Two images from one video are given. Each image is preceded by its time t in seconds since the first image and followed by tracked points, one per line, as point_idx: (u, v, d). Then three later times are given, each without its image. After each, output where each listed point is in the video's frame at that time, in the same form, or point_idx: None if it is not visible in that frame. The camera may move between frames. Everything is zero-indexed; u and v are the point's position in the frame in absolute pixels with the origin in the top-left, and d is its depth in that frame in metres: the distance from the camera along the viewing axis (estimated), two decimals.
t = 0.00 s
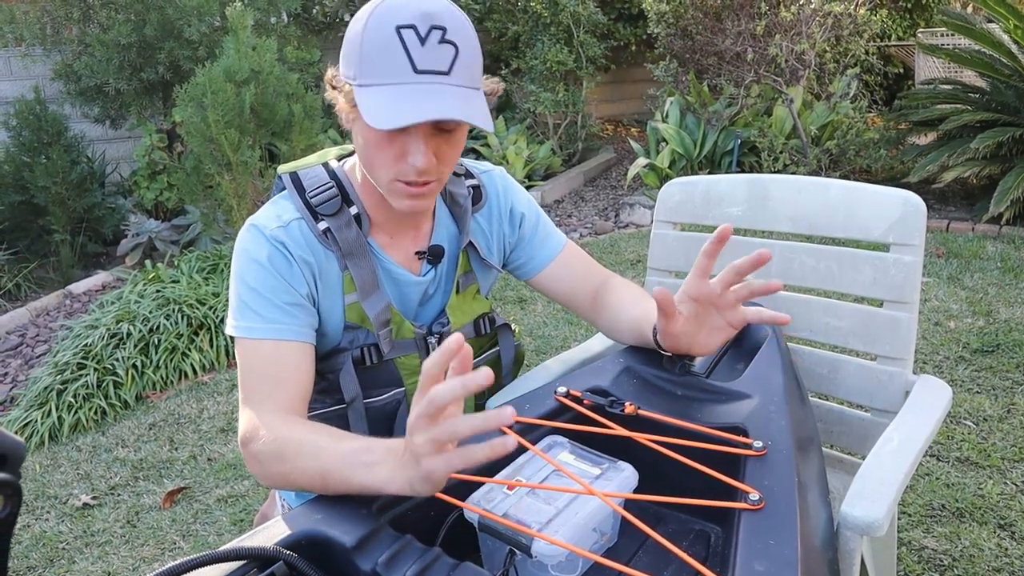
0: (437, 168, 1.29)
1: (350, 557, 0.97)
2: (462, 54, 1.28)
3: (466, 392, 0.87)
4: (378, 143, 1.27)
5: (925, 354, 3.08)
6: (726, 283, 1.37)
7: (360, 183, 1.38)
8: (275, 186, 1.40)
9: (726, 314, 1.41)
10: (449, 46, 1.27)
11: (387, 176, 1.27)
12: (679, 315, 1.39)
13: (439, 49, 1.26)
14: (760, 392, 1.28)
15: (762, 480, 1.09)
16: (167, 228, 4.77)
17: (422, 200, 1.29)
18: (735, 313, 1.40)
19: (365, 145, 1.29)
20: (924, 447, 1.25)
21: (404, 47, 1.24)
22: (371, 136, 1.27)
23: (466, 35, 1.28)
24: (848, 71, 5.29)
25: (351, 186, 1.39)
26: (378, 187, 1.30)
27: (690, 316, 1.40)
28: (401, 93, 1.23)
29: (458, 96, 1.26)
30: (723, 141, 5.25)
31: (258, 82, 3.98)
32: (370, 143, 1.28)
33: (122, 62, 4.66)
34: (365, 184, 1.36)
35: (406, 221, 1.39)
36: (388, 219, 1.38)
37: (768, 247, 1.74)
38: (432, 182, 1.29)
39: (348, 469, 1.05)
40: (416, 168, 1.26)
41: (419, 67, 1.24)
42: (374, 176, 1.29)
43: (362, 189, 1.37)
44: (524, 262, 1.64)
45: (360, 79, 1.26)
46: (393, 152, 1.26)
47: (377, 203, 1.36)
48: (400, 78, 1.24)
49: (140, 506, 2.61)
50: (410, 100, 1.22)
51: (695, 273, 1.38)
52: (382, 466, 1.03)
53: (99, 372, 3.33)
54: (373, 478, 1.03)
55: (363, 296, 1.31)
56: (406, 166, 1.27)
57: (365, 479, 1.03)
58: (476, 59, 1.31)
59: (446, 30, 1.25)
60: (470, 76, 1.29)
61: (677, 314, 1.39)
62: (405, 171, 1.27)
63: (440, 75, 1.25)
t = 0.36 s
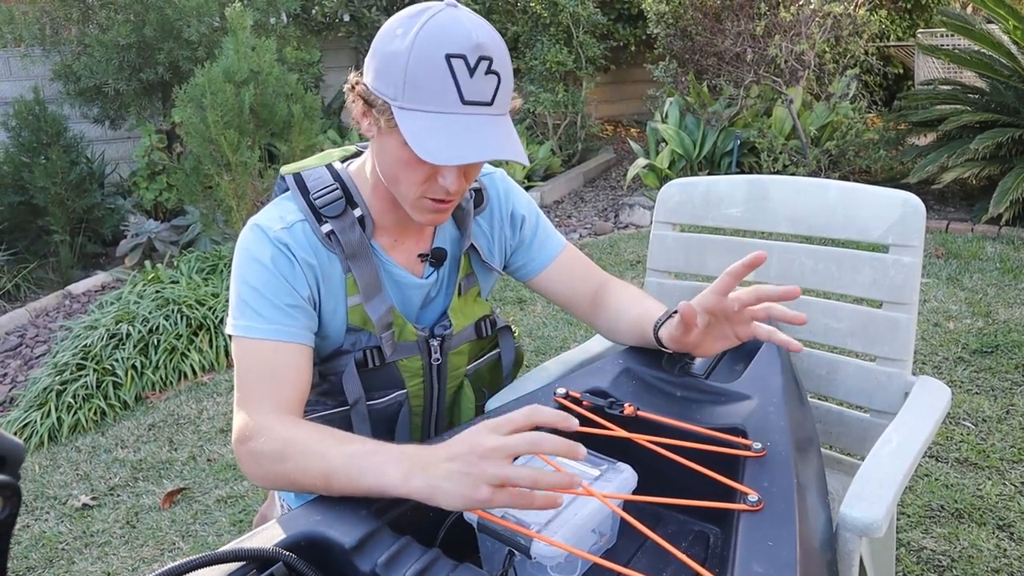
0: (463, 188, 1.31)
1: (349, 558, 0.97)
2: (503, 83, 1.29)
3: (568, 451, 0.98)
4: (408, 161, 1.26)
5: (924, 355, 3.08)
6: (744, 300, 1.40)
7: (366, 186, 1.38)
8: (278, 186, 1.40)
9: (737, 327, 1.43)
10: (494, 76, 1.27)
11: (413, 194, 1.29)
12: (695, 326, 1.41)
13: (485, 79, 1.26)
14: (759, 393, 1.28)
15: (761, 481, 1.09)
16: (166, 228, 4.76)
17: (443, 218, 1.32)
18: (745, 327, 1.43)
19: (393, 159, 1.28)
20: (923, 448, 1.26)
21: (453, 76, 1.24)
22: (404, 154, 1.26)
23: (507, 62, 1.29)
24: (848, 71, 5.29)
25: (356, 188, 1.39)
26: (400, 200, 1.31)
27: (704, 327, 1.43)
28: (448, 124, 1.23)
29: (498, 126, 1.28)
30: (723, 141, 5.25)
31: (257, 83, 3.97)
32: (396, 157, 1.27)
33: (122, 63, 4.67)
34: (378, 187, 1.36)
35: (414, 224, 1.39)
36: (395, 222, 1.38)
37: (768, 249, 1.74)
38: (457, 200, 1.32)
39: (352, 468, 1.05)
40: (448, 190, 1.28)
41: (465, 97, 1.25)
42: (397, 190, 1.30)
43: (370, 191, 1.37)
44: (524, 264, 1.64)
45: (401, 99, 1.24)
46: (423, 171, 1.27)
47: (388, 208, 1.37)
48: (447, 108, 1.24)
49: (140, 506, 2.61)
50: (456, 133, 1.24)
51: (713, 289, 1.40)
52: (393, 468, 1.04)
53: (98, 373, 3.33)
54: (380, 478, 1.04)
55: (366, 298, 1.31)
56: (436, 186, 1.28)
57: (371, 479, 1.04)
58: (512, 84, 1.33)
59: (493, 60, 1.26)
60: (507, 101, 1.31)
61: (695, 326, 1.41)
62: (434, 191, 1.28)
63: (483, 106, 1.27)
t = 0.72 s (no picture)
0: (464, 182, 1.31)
1: (349, 562, 0.97)
2: (500, 74, 1.30)
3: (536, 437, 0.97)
4: (409, 154, 1.27)
5: (925, 358, 3.08)
6: (743, 309, 1.40)
7: (370, 186, 1.38)
8: (281, 188, 1.40)
9: (735, 337, 1.43)
10: (490, 66, 1.28)
11: (414, 189, 1.29)
12: (693, 333, 1.41)
13: (482, 69, 1.27)
14: (760, 396, 1.28)
15: (762, 485, 1.09)
16: (168, 230, 4.77)
17: (444, 214, 1.31)
18: (745, 334, 1.42)
19: (394, 154, 1.28)
20: (923, 452, 1.25)
21: (450, 65, 1.25)
22: (404, 147, 1.27)
23: (503, 53, 1.30)
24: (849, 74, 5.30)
25: (359, 188, 1.39)
26: (401, 196, 1.31)
27: (702, 334, 1.42)
28: (446, 112, 1.24)
29: (497, 115, 1.29)
30: (724, 144, 5.24)
31: (259, 85, 3.97)
32: (397, 152, 1.28)
33: (123, 65, 4.68)
34: (380, 186, 1.36)
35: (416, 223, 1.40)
36: (398, 221, 1.38)
37: (769, 252, 1.74)
38: (459, 194, 1.31)
39: (351, 470, 1.05)
40: (448, 182, 1.28)
41: (461, 86, 1.26)
42: (398, 185, 1.30)
43: (373, 191, 1.38)
44: (525, 266, 1.64)
45: (399, 92, 1.24)
46: (423, 165, 1.27)
47: (391, 206, 1.37)
48: (445, 97, 1.25)
49: (140, 509, 2.61)
50: (455, 121, 1.24)
51: (711, 297, 1.40)
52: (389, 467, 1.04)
53: (99, 375, 3.33)
54: (378, 479, 1.04)
55: (369, 299, 1.30)
56: (436, 179, 1.28)
57: (371, 480, 1.04)
58: (509, 75, 1.33)
59: (489, 50, 1.27)
60: (505, 93, 1.32)
61: (693, 333, 1.41)
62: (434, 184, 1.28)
63: (481, 95, 1.27)
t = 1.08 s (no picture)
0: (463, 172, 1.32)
1: (349, 564, 0.97)
2: (492, 64, 1.31)
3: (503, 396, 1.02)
4: (407, 148, 1.28)
5: (926, 360, 3.08)
6: (738, 314, 1.40)
7: (371, 188, 1.38)
8: (282, 193, 1.40)
9: (734, 339, 1.43)
10: (481, 56, 1.29)
11: (413, 181, 1.29)
12: (691, 337, 1.41)
13: (473, 59, 1.28)
14: (760, 398, 1.29)
15: (762, 488, 1.09)
16: (169, 233, 4.78)
17: (444, 207, 1.31)
18: (742, 338, 1.43)
19: (393, 148, 1.29)
20: (923, 455, 1.25)
21: (441, 56, 1.26)
22: (402, 141, 1.27)
23: (494, 43, 1.31)
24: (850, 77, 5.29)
25: (360, 190, 1.39)
26: (400, 191, 1.31)
27: (700, 338, 1.43)
28: (440, 101, 1.25)
29: (490, 102, 1.29)
30: (725, 146, 5.24)
31: (260, 87, 3.96)
32: (395, 146, 1.29)
33: (125, 67, 4.69)
34: (380, 184, 1.37)
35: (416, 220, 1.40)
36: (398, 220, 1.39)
37: (769, 256, 1.74)
38: (458, 185, 1.32)
39: (350, 470, 1.06)
40: (447, 173, 1.29)
41: (454, 75, 1.27)
42: (397, 180, 1.31)
43: (373, 191, 1.38)
44: (525, 267, 1.64)
45: (394, 86, 1.26)
46: (421, 158, 1.28)
47: (391, 205, 1.38)
48: (438, 87, 1.25)
49: (141, 511, 2.61)
50: (449, 109, 1.24)
51: (708, 301, 1.40)
52: (387, 464, 1.04)
53: (100, 377, 3.33)
54: (377, 477, 1.04)
55: (371, 299, 1.30)
56: (435, 171, 1.29)
57: (370, 480, 1.04)
58: (501, 66, 1.34)
59: (480, 40, 1.28)
60: (497, 82, 1.33)
61: (691, 337, 1.42)
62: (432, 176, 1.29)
63: (474, 83, 1.28)
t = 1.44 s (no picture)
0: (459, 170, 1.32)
1: (349, 566, 0.97)
2: (487, 62, 1.32)
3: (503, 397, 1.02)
4: (403, 145, 1.28)
5: (926, 363, 3.08)
6: (738, 314, 1.39)
7: (370, 189, 1.38)
8: (283, 196, 1.40)
9: (733, 339, 1.44)
10: (476, 53, 1.30)
11: (409, 179, 1.29)
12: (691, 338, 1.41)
13: (467, 56, 1.29)
14: (760, 401, 1.28)
15: (761, 490, 1.09)
16: (170, 235, 4.79)
17: (442, 205, 1.31)
18: (743, 339, 1.43)
19: (390, 147, 1.30)
20: (923, 457, 1.25)
21: (435, 53, 1.27)
22: (398, 138, 1.28)
23: (488, 42, 1.32)
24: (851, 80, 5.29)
25: (360, 192, 1.39)
26: (397, 189, 1.32)
27: (699, 339, 1.43)
28: (433, 96, 1.25)
29: (485, 99, 1.29)
30: (726, 148, 5.23)
31: (261, 89, 3.97)
32: (392, 145, 1.29)
33: (127, 69, 4.69)
34: (378, 186, 1.37)
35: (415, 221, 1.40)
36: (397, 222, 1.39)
37: (769, 258, 1.74)
38: (454, 183, 1.32)
39: (351, 472, 1.06)
40: (443, 170, 1.29)
41: (448, 71, 1.27)
42: (394, 179, 1.31)
43: (372, 193, 1.39)
44: (525, 270, 1.64)
45: (389, 83, 1.27)
46: (417, 155, 1.29)
47: (390, 206, 1.38)
48: (432, 83, 1.26)
49: (141, 513, 2.61)
50: (443, 105, 1.25)
51: (707, 302, 1.40)
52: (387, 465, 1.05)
53: (101, 379, 3.33)
54: (377, 477, 1.05)
55: (371, 302, 1.31)
56: (431, 168, 1.29)
57: (370, 481, 1.05)
58: (497, 66, 1.35)
59: (474, 37, 1.29)
60: (493, 80, 1.33)
61: (690, 339, 1.42)
62: (428, 173, 1.29)
63: (468, 79, 1.28)
